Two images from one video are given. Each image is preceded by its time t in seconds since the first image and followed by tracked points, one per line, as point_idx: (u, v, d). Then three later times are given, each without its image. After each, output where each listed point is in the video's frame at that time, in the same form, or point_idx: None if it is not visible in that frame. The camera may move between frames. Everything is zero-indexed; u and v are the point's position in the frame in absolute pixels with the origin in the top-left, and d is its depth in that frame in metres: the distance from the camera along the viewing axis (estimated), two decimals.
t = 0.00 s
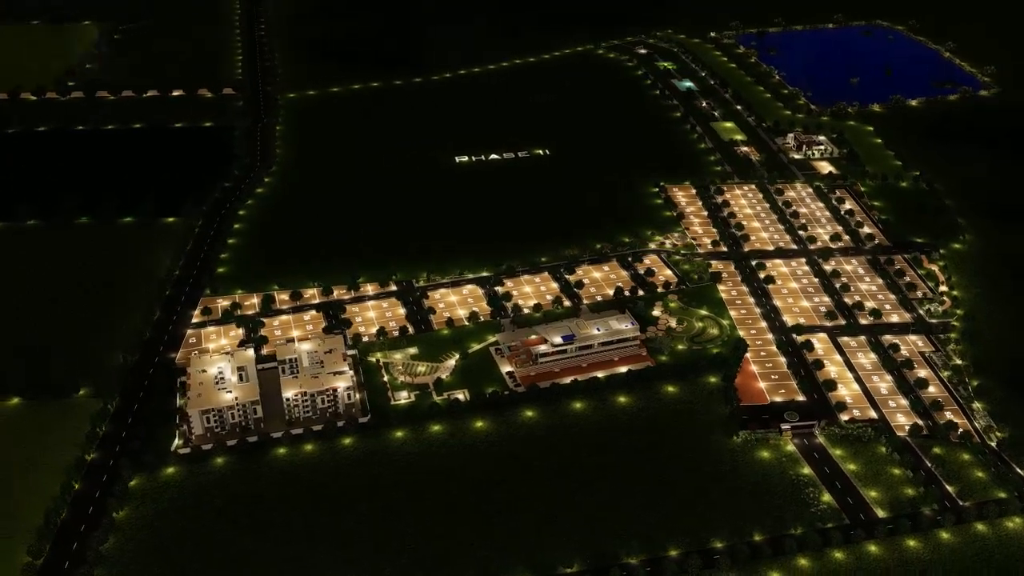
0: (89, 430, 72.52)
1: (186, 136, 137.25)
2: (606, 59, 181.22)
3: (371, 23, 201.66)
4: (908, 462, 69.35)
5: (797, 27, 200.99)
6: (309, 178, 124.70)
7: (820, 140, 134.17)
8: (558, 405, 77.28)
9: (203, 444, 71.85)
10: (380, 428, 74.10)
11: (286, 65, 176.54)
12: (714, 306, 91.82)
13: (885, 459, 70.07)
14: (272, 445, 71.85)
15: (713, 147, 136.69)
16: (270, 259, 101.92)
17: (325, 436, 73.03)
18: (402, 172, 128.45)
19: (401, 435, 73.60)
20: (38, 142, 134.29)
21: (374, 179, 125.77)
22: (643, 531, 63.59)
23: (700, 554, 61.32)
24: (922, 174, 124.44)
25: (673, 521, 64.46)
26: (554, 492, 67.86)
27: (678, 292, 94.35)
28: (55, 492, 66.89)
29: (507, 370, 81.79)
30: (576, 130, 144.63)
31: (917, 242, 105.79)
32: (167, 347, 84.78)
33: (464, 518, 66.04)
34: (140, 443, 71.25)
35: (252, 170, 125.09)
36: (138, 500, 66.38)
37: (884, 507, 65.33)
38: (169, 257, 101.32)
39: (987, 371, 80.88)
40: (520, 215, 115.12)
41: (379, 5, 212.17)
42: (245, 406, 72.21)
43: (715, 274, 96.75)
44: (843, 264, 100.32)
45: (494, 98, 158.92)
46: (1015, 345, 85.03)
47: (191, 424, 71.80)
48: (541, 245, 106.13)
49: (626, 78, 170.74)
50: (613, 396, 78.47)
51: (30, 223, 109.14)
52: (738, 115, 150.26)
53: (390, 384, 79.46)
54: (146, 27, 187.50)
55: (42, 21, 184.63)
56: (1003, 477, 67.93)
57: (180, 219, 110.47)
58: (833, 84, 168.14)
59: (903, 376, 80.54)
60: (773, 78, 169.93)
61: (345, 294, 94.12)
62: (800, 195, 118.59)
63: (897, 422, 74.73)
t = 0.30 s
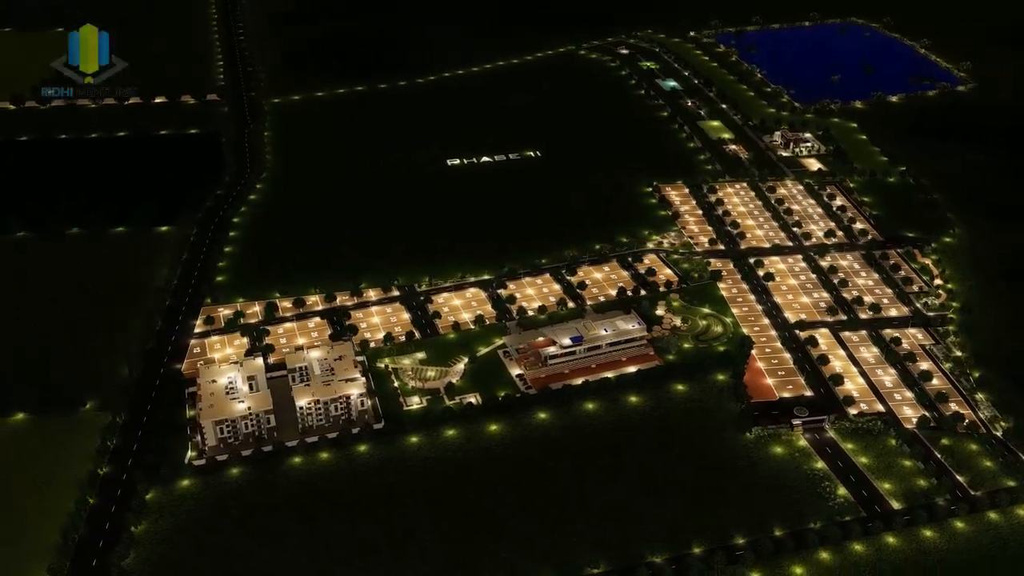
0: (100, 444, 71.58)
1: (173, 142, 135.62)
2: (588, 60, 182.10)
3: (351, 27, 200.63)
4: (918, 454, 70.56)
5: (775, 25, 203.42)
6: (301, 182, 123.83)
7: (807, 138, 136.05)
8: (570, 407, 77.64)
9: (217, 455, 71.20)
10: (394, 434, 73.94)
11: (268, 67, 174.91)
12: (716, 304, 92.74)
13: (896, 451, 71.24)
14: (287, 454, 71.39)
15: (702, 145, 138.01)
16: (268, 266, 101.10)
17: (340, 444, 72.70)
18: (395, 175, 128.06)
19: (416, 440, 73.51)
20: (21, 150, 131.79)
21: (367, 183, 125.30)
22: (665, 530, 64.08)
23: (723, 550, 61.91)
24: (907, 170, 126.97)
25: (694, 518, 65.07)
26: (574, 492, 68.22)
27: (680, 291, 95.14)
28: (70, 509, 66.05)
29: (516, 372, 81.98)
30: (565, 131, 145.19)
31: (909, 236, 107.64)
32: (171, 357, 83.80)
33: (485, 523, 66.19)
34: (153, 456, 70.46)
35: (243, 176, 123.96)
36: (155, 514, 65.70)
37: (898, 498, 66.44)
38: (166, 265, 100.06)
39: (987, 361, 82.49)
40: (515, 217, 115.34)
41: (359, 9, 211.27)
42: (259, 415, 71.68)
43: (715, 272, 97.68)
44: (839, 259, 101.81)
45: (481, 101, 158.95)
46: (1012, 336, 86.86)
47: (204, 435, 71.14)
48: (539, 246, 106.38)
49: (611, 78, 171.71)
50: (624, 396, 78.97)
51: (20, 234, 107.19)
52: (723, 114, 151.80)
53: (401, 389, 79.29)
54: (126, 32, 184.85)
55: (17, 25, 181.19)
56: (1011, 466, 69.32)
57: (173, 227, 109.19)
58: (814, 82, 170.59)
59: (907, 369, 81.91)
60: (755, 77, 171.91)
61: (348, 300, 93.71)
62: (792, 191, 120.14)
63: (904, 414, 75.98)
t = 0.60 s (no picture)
0: (112, 457, 70.77)
1: (158, 150, 133.48)
2: (571, 60, 182.99)
3: (332, 30, 199.51)
4: (926, 445, 71.98)
5: (752, 24, 205.75)
6: (294, 187, 123.06)
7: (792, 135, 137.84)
8: (582, 407, 78.16)
9: (232, 465, 70.75)
10: (409, 439, 73.96)
11: (249, 71, 172.84)
12: (717, 301, 93.79)
13: (904, 443, 72.61)
14: (303, 463, 71.11)
15: (690, 144, 139.39)
16: (267, 272, 100.39)
17: (355, 450, 72.59)
18: (387, 179, 127.74)
19: (431, 445, 73.62)
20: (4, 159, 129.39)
21: (360, 187, 124.94)
22: (685, 527, 64.83)
23: (745, 544, 62.79)
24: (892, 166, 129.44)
25: (713, 515, 65.88)
26: (593, 492, 68.81)
27: (681, 290, 96.09)
28: (86, 524, 65.34)
29: (526, 374, 82.37)
30: (553, 132, 145.78)
31: (899, 231, 109.67)
32: (177, 367, 83.01)
33: (506, 525, 66.50)
34: (167, 468, 69.83)
35: (234, 182, 122.94)
36: (174, 526, 65.17)
37: (910, 489, 67.74)
38: (163, 274, 98.93)
39: (984, 352, 84.36)
40: (511, 218, 115.71)
41: (342, 10, 210.62)
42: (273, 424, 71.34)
43: (714, 270, 98.81)
44: (833, 255, 103.47)
45: (467, 103, 159.00)
46: (1006, 327, 88.86)
47: (218, 445, 70.66)
48: (538, 248, 106.80)
49: (594, 78, 172.67)
50: (634, 394, 79.67)
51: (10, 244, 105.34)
52: (709, 113, 153.36)
53: (412, 394, 79.31)
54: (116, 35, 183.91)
55: None
56: (1017, 454, 70.93)
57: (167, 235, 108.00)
58: (794, 80, 172.99)
59: (908, 362, 83.48)
60: (737, 75, 173.81)
61: (350, 305, 93.41)
62: (782, 188, 121.82)
63: (909, 406, 77.48)
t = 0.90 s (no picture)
0: (125, 470, 70.07)
1: (143, 158, 130.98)
2: (552, 61, 183.70)
3: (313, 33, 198.33)
4: (931, 434, 73.56)
5: (729, 22, 208.15)
6: (286, 192, 122.45)
7: (777, 133, 139.55)
8: (592, 406, 78.87)
9: (247, 473, 70.45)
10: (423, 443, 74.15)
11: (229, 74, 169.90)
12: (717, 298, 94.96)
13: (909, 433, 74.14)
14: (318, 469, 71.09)
15: (678, 143, 140.80)
16: (267, 278, 99.86)
17: (371, 456, 72.67)
18: (379, 183, 127.62)
19: (445, 447, 73.90)
20: None
21: (352, 191, 124.62)
22: (704, 522, 65.79)
23: (764, 538, 63.88)
24: (876, 161, 131.93)
25: (730, 509, 66.91)
26: (610, 491, 69.54)
27: (680, 288, 97.15)
28: (103, 538, 64.70)
29: (534, 374, 82.91)
30: (541, 133, 146.41)
31: (888, 225, 111.80)
32: (183, 376, 82.36)
33: (527, 525, 66.98)
34: (182, 479, 69.41)
35: (225, 188, 121.92)
36: (194, 538, 64.82)
37: (919, 478, 69.21)
38: (161, 282, 97.88)
39: (980, 342, 86.38)
40: (505, 220, 116.14)
41: (321, 12, 209.52)
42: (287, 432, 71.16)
43: (712, 268, 100.03)
44: (826, 250, 105.27)
45: (454, 105, 159.06)
46: (999, 317, 91.05)
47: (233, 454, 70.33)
48: (535, 249, 107.32)
49: (577, 78, 173.58)
50: (643, 392, 80.53)
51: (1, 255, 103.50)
52: (693, 111, 155.02)
53: (422, 398, 79.46)
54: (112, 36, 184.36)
55: None
56: (1019, 441, 72.72)
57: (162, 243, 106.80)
58: (775, 77, 175.50)
59: (907, 353, 85.20)
60: (718, 73, 175.81)
61: (353, 310, 93.28)
62: (771, 185, 123.64)
63: (911, 397, 79.18)
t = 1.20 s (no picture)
0: (139, 481, 69.56)
1: (128, 167, 128.43)
2: (533, 61, 183.78)
3: (293, 33, 196.97)
4: (934, 423, 75.27)
5: (706, 21, 210.34)
6: (278, 198, 121.86)
7: (762, 130, 142.01)
8: (602, 405, 79.64)
9: (263, 480, 70.29)
10: (437, 445, 74.45)
11: (210, 78, 166.89)
12: (716, 295, 96.20)
13: (913, 423, 75.77)
14: (334, 474, 71.14)
15: (664, 141, 142.21)
16: (266, 283, 99.39)
17: (385, 459, 72.84)
18: (371, 186, 127.47)
19: (459, 449, 74.30)
20: None
21: (344, 195, 124.34)
22: (720, 515, 66.81)
23: (781, 529, 65.10)
24: (860, 156, 134.41)
25: (744, 502, 67.99)
26: (626, 487, 70.39)
27: (679, 285, 98.29)
28: (123, 550, 64.25)
29: (541, 374, 83.54)
30: (528, 134, 147.05)
31: (876, 220, 113.99)
32: (189, 384, 81.76)
33: (545, 523, 67.51)
34: (198, 488, 69.13)
35: (216, 193, 120.96)
36: (214, 547, 64.57)
37: (925, 467, 70.83)
38: (158, 290, 96.94)
39: (974, 333, 88.48)
40: (500, 222, 116.62)
41: (300, 13, 208.14)
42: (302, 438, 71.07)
43: (709, 265, 101.34)
44: (819, 245, 107.20)
45: (439, 107, 159.03)
46: (991, 308, 93.29)
47: (248, 462, 70.08)
48: (531, 250, 107.85)
49: (560, 78, 174.32)
50: (650, 389, 81.45)
51: None
52: (677, 110, 156.62)
53: (432, 400, 79.73)
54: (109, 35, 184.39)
55: None
56: (1019, 428, 74.66)
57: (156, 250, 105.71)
58: (755, 75, 177.89)
59: (904, 345, 87.01)
60: (699, 72, 177.62)
61: (356, 315, 93.24)
62: (760, 183, 125.53)
63: (912, 387, 80.94)
